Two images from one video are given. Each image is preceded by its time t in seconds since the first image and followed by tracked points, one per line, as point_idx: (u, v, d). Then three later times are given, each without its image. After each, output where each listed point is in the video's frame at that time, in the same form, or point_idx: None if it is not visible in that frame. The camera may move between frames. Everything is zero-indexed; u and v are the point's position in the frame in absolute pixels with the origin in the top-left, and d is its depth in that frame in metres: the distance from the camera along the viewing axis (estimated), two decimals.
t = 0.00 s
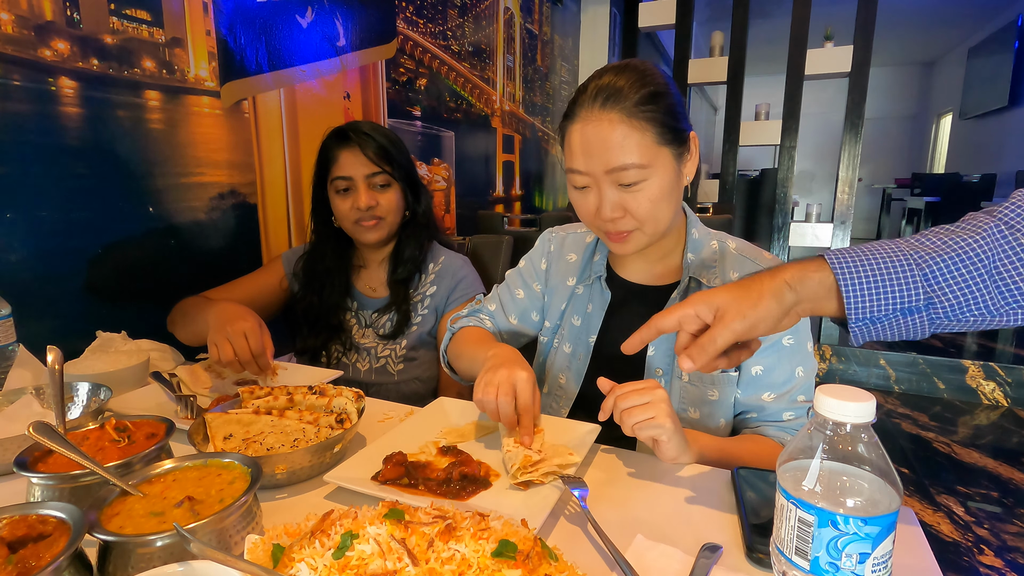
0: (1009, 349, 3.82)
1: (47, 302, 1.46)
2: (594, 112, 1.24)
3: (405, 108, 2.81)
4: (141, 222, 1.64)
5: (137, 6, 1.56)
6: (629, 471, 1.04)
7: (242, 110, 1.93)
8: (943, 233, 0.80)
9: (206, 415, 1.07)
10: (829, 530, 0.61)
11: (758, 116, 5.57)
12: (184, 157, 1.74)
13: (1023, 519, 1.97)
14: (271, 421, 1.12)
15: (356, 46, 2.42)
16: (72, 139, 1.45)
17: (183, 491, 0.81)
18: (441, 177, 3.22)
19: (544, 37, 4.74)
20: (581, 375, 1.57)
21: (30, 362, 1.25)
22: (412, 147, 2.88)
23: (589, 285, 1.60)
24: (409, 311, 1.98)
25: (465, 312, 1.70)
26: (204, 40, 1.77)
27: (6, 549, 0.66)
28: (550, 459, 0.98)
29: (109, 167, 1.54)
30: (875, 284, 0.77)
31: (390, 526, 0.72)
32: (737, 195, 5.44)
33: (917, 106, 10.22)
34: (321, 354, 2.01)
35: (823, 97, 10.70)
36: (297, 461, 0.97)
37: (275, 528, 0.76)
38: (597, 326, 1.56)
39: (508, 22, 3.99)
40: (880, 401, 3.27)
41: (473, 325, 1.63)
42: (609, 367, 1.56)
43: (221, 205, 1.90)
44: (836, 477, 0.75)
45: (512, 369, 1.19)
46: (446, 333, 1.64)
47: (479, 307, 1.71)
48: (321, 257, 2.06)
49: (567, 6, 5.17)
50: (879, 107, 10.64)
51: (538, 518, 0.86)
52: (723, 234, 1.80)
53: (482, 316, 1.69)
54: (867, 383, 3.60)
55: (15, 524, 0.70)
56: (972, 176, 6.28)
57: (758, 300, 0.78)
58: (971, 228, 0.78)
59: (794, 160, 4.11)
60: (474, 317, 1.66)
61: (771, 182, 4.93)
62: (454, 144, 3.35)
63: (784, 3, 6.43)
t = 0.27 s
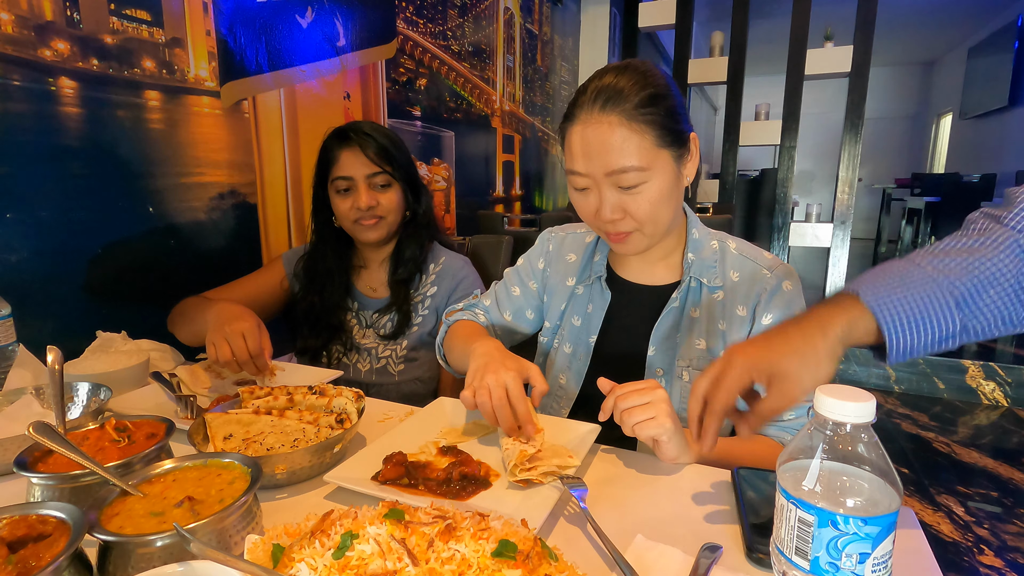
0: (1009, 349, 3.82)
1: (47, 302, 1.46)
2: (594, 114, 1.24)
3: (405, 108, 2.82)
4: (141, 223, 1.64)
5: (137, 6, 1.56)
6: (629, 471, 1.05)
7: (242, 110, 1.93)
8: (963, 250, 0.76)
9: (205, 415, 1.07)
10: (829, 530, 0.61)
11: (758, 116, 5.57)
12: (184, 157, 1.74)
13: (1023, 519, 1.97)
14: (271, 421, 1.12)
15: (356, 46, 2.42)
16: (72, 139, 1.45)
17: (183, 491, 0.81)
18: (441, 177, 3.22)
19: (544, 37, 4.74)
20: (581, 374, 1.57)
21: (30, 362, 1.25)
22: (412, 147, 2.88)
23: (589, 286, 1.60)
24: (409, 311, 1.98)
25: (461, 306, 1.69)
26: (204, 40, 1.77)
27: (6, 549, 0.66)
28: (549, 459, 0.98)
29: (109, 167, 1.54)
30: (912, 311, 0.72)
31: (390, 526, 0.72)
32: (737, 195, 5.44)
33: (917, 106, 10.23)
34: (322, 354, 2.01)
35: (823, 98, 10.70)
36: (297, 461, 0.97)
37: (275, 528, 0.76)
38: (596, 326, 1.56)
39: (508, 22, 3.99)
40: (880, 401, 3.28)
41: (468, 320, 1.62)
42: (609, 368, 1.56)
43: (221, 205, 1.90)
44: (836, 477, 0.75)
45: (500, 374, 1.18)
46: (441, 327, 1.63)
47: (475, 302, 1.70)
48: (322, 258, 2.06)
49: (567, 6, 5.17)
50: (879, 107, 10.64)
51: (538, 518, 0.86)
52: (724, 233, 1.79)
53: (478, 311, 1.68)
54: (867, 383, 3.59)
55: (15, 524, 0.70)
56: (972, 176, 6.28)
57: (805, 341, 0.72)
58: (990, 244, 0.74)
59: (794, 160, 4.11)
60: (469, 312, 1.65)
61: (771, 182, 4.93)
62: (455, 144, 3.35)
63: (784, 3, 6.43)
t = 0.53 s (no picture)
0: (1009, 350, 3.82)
1: (47, 302, 1.46)
2: (591, 116, 1.24)
3: (405, 108, 2.81)
4: (141, 223, 1.64)
5: (138, 6, 1.56)
6: (629, 471, 1.04)
7: (242, 110, 1.93)
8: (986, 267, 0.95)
9: (205, 415, 1.07)
10: (829, 530, 0.61)
11: (758, 116, 5.57)
12: (184, 157, 1.74)
13: None
14: (271, 421, 1.12)
15: (356, 46, 2.42)
16: (72, 139, 1.45)
17: (182, 491, 0.81)
18: (441, 177, 3.22)
19: (544, 37, 4.74)
20: (580, 375, 1.57)
21: (30, 362, 1.25)
22: (412, 147, 2.88)
23: (587, 286, 1.60)
24: (409, 311, 1.98)
25: (466, 314, 1.71)
26: (204, 40, 1.77)
27: (6, 549, 0.66)
28: (548, 460, 0.98)
29: (109, 167, 1.54)
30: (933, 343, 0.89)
31: (390, 526, 0.72)
32: (737, 195, 5.45)
33: (917, 106, 10.22)
34: (322, 354, 2.01)
35: (823, 98, 10.70)
36: (297, 461, 0.97)
37: (275, 528, 0.76)
38: (595, 326, 1.56)
39: (508, 22, 3.99)
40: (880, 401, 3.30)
41: (472, 328, 1.64)
42: (609, 367, 1.56)
43: (221, 205, 1.90)
44: (836, 477, 0.75)
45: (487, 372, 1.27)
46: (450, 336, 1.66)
47: (479, 309, 1.72)
48: (323, 258, 2.06)
49: (567, 6, 5.17)
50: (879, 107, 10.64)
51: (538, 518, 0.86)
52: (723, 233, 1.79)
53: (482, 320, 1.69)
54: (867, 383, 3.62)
55: (15, 524, 0.70)
56: (972, 176, 6.28)
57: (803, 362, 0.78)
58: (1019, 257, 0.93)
59: (794, 160, 4.11)
60: (473, 320, 1.67)
61: (771, 182, 4.93)
62: (455, 144, 3.35)
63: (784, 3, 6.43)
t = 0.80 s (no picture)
0: (1009, 350, 3.82)
1: (47, 301, 1.46)
2: (590, 114, 1.24)
3: (405, 108, 2.81)
4: (141, 223, 1.64)
5: (138, 6, 1.56)
6: (629, 471, 1.04)
7: (242, 110, 1.93)
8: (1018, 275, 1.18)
9: (206, 415, 1.07)
10: (829, 530, 0.61)
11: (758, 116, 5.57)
12: (184, 158, 1.74)
13: None
14: (271, 421, 1.12)
15: (356, 46, 2.42)
16: (72, 139, 1.45)
17: (182, 491, 0.81)
18: (441, 177, 3.22)
19: (544, 37, 4.74)
20: (580, 375, 1.57)
21: (30, 362, 1.25)
22: (412, 147, 2.88)
23: (585, 288, 1.60)
24: (410, 311, 1.98)
25: (467, 321, 1.71)
26: (204, 40, 1.77)
27: (7, 549, 0.66)
28: (547, 461, 0.98)
29: (109, 167, 1.54)
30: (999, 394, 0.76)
31: (390, 526, 0.72)
32: (737, 195, 5.45)
33: (917, 106, 10.23)
34: (322, 354, 2.01)
35: (823, 98, 10.70)
36: (297, 461, 0.97)
37: (275, 528, 0.76)
38: (593, 328, 1.56)
39: (508, 22, 3.99)
40: (881, 401, 3.34)
41: (474, 334, 1.65)
42: (609, 367, 1.56)
43: (221, 205, 1.90)
44: (836, 477, 0.75)
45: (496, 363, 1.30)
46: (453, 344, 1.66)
47: (480, 316, 1.72)
48: (323, 258, 2.06)
49: (567, 6, 5.17)
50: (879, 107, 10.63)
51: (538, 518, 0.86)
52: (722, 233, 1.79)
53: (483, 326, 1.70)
54: (868, 383, 3.74)
55: (15, 524, 0.70)
56: (973, 176, 6.28)
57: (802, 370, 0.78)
58: None
59: (794, 160, 4.11)
60: (475, 326, 1.67)
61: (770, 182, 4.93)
62: (455, 144, 3.35)
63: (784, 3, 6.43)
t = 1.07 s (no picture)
0: (1009, 350, 3.82)
1: (47, 302, 1.46)
2: (597, 107, 1.24)
3: (405, 108, 2.81)
4: (141, 223, 1.64)
5: (138, 6, 1.56)
6: (629, 472, 1.04)
7: (242, 110, 1.93)
8: None
9: (206, 415, 1.07)
10: (829, 530, 0.61)
11: (758, 116, 5.57)
12: (184, 158, 1.74)
13: None
14: (271, 421, 1.12)
15: (356, 46, 2.42)
16: (72, 139, 1.45)
17: (182, 491, 0.81)
18: (441, 177, 3.22)
19: (544, 37, 4.74)
20: (577, 376, 1.57)
21: (30, 362, 1.25)
22: (412, 147, 2.88)
23: (582, 288, 1.60)
24: (410, 311, 1.98)
25: (466, 323, 1.72)
26: (204, 40, 1.77)
27: (6, 549, 0.66)
28: (545, 462, 0.97)
29: (109, 167, 1.54)
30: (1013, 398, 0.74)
31: (390, 526, 0.72)
32: (737, 195, 5.45)
33: (917, 106, 10.22)
34: (322, 354, 2.01)
35: (823, 98, 10.70)
36: (297, 461, 0.97)
37: (275, 528, 0.76)
38: (591, 328, 1.56)
39: (508, 22, 3.99)
40: (881, 401, 3.35)
41: (472, 336, 1.65)
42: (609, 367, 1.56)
43: (221, 205, 1.90)
44: (836, 477, 0.75)
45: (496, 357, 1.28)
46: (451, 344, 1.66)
47: (477, 317, 1.72)
48: (323, 258, 2.06)
49: (567, 6, 5.17)
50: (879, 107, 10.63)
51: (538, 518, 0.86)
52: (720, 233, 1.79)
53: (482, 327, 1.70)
54: (867, 383, 3.72)
55: (15, 524, 0.70)
56: (973, 176, 6.28)
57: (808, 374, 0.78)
58: None
59: (794, 160, 4.11)
60: (473, 327, 1.67)
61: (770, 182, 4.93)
62: (455, 144, 3.35)
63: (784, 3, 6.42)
